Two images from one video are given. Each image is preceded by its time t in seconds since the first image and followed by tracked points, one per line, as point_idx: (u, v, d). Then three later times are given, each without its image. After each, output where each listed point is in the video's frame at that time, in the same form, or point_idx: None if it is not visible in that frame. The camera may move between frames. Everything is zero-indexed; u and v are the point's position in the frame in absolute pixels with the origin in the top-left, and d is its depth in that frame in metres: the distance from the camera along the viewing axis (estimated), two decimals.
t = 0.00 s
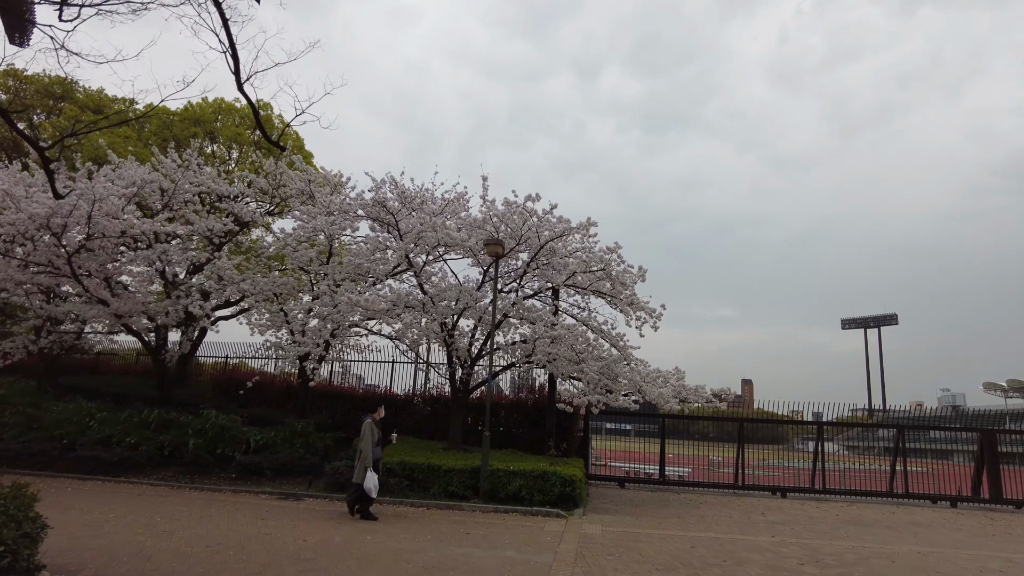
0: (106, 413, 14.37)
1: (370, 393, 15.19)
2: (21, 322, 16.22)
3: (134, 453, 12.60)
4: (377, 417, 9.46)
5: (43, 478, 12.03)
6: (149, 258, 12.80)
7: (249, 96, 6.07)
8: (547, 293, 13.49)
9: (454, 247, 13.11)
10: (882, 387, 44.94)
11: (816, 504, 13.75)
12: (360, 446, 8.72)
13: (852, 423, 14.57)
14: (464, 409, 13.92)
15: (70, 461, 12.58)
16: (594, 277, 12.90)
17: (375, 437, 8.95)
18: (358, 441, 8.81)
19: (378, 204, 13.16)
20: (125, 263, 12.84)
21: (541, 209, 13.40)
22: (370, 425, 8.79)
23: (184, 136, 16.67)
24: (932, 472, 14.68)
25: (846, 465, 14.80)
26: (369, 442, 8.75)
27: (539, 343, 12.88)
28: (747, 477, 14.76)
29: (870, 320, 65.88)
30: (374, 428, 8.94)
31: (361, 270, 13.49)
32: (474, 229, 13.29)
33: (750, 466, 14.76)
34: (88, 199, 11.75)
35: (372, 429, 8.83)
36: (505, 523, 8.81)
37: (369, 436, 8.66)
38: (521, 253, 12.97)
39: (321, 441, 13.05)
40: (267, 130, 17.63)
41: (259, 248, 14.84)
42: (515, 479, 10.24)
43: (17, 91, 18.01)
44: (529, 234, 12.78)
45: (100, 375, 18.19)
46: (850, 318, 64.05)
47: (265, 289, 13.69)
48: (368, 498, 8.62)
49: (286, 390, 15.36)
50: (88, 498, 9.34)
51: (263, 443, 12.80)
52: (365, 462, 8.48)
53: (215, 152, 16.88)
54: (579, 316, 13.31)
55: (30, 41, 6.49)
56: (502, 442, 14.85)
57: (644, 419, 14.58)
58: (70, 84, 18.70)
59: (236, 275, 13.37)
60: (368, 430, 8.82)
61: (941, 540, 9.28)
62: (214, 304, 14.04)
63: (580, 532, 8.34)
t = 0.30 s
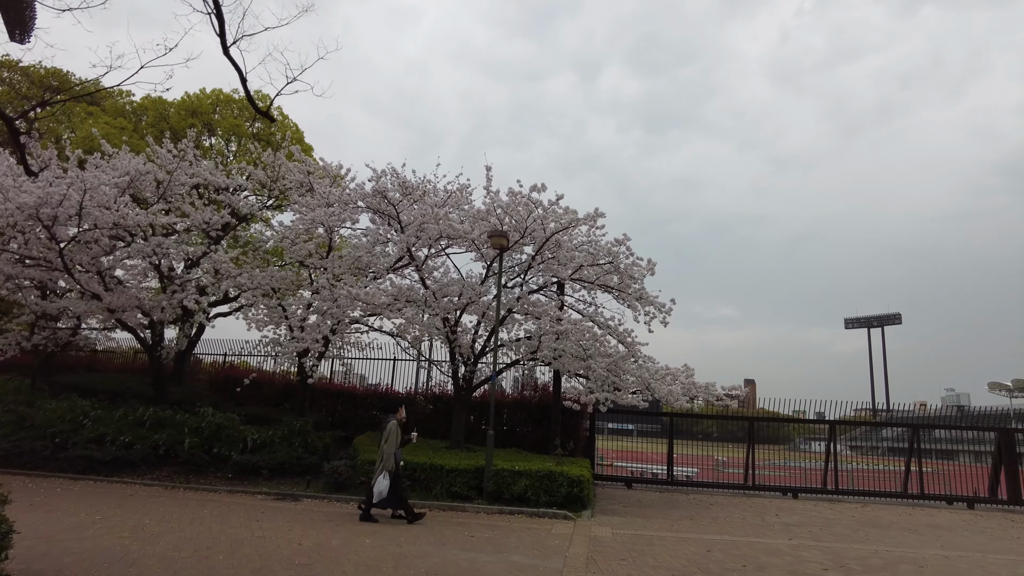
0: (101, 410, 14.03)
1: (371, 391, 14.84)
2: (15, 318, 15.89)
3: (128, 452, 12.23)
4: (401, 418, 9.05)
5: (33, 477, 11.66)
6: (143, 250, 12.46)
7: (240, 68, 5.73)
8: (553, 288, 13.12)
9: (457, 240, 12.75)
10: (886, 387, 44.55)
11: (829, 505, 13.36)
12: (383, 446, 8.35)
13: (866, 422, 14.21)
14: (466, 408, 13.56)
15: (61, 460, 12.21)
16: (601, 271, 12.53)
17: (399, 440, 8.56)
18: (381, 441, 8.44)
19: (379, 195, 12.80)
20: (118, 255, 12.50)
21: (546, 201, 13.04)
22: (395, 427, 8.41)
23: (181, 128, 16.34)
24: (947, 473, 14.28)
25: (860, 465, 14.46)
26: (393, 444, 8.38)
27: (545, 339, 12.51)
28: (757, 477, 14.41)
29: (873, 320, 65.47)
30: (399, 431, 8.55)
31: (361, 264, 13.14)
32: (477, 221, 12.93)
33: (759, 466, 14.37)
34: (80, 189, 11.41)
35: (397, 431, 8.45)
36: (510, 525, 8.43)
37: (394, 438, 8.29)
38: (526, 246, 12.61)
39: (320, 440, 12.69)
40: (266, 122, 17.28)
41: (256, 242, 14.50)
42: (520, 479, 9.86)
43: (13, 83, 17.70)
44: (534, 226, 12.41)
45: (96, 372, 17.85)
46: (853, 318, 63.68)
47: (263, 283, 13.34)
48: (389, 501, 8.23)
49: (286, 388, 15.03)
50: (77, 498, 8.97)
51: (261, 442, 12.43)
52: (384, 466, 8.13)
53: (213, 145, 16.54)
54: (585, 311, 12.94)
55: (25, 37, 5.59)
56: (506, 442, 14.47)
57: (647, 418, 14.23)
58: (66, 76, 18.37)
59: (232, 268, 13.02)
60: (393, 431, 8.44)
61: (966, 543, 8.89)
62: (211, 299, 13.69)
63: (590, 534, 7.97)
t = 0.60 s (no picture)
0: (100, 409, 13.71)
1: (375, 391, 14.50)
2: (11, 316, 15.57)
3: (126, 452, 11.93)
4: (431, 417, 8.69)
5: (28, 478, 11.36)
6: (141, 245, 12.14)
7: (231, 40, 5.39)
8: (562, 286, 12.75)
9: (464, 236, 12.40)
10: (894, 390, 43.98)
11: (846, 511, 12.97)
12: (412, 448, 8.06)
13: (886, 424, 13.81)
14: (473, 409, 13.19)
15: (57, 461, 11.90)
16: (612, 269, 12.14)
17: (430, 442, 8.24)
18: (411, 443, 8.16)
19: (384, 190, 12.48)
20: (117, 252, 12.21)
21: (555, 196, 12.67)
22: (424, 429, 8.08)
23: (183, 122, 16.05)
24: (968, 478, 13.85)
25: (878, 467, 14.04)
26: (422, 446, 8.07)
27: (554, 339, 12.13)
28: (773, 481, 13.95)
29: (880, 322, 64.87)
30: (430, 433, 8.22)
31: (365, 261, 12.81)
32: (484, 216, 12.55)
33: (774, 469, 13.85)
34: (76, 182, 11.10)
35: (426, 433, 8.13)
36: (521, 532, 8.07)
37: (423, 441, 7.97)
38: (535, 243, 12.24)
39: (323, 441, 12.37)
40: (270, 118, 16.97)
41: (258, 238, 14.19)
42: (529, 483, 9.50)
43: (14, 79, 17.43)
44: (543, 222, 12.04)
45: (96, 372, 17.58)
46: (859, 321, 63.14)
47: (265, 281, 13.03)
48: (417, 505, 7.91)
49: (288, 387, 14.71)
50: (70, 501, 8.66)
51: (262, 443, 12.13)
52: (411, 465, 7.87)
53: (215, 140, 16.26)
54: (595, 310, 12.55)
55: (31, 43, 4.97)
56: (514, 444, 14.09)
57: (651, 419, 13.90)
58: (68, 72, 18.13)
59: (232, 266, 12.75)
60: (422, 434, 8.12)
61: (996, 553, 8.50)
62: (211, 296, 13.37)
63: (603, 543, 7.62)
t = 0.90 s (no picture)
0: (100, 409, 13.42)
1: (381, 390, 14.15)
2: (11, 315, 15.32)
3: (125, 454, 11.59)
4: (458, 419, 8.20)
5: (25, 481, 11.05)
6: (139, 241, 11.83)
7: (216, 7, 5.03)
8: (572, 281, 12.37)
9: (471, 230, 12.05)
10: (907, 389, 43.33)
11: (867, 513, 12.52)
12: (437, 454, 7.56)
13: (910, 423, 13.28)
14: (481, 408, 12.81)
15: (55, 463, 11.60)
16: (624, 262, 11.74)
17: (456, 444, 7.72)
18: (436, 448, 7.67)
19: (387, 183, 12.16)
20: (115, 248, 11.90)
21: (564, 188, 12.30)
22: (446, 432, 7.56)
23: (184, 117, 15.77)
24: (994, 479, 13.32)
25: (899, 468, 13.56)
26: (447, 451, 7.56)
27: (565, 335, 11.73)
28: (790, 481, 13.54)
29: (892, 320, 64.12)
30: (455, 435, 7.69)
31: (369, 256, 12.47)
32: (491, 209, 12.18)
33: (791, 470, 13.47)
34: (71, 175, 10.81)
35: (450, 435, 7.61)
36: (532, 538, 7.68)
37: (445, 445, 7.46)
38: (544, 236, 11.87)
39: (326, 443, 12.01)
40: (273, 113, 16.65)
41: (260, 234, 13.88)
42: (539, 486, 9.10)
43: (14, 74, 17.19)
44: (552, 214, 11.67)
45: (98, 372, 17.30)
46: (870, 319, 62.42)
47: (267, 276, 12.72)
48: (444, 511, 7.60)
49: (292, 387, 14.38)
50: (62, 505, 8.33)
51: (264, 444, 11.80)
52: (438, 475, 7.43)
53: (217, 134, 15.97)
54: (607, 305, 12.15)
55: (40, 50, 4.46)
56: (524, 445, 13.69)
57: (662, 419, 13.53)
58: (70, 68, 17.84)
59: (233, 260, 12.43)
60: (446, 436, 7.61)
61: None
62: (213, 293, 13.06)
63: (619, 549, 7.22)
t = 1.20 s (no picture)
0: (109, 411, 13.18)
1: (393, 390, 13.84)
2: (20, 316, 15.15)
3: (133, 456, 11.33)
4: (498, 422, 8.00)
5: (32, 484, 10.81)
6: (146, 238, 11.58)
7: None
8: (589, 277, 11.99)
9: (485, 224, 11.70)
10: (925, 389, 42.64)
11: (896, 515, 12.08)
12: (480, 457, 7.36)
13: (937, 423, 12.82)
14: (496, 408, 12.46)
15: (63, 466, 11.35)
16: (644, 257, 11.36)
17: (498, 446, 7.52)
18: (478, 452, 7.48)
19: (399, 177, 11.87)
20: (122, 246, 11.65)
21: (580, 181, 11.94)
22: (488, 433, 7.37)
23: (192, 114, 15.56)
24: None
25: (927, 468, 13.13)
26: (490, 452, 7.36)
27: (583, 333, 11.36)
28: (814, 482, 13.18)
29: (907, 319, 63.29)
30: (497, 436, 7.50)
31: (381, 252, 12.18)
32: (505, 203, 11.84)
33: (814, 470, 13.12)
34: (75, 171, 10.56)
35: (492, 436, 7.42)
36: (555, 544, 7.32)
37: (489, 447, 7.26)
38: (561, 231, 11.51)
39: (338, 444, 11.71)
40: (282, 110, 16.41)
41: (270, 232, 13.61)
42: (559, 489, 8.76)
43: (22, 74, 17.05)
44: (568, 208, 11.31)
45: (107, 373, 17.10)
46: (885, 317, 61.64)
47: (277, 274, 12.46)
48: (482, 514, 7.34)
49: (303, 388, 14.11)
50: (67, 510, 8.05)
51: (276, 446, 11.54)
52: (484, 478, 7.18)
53: (226, 132, 15.76)
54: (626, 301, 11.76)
55: (56, 43, 4.17)
56: (540, 447, 13.34)
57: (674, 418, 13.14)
58: (79, 67, 17.69)
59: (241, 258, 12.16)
60: (488, 438, 7.41)
61: None
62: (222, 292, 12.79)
63: (647, 555, 6.85)
